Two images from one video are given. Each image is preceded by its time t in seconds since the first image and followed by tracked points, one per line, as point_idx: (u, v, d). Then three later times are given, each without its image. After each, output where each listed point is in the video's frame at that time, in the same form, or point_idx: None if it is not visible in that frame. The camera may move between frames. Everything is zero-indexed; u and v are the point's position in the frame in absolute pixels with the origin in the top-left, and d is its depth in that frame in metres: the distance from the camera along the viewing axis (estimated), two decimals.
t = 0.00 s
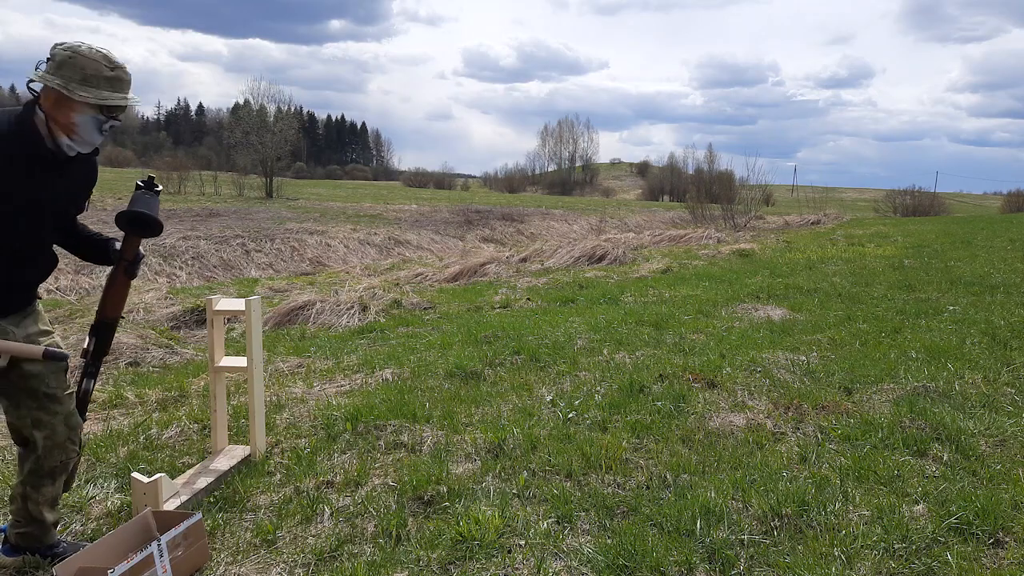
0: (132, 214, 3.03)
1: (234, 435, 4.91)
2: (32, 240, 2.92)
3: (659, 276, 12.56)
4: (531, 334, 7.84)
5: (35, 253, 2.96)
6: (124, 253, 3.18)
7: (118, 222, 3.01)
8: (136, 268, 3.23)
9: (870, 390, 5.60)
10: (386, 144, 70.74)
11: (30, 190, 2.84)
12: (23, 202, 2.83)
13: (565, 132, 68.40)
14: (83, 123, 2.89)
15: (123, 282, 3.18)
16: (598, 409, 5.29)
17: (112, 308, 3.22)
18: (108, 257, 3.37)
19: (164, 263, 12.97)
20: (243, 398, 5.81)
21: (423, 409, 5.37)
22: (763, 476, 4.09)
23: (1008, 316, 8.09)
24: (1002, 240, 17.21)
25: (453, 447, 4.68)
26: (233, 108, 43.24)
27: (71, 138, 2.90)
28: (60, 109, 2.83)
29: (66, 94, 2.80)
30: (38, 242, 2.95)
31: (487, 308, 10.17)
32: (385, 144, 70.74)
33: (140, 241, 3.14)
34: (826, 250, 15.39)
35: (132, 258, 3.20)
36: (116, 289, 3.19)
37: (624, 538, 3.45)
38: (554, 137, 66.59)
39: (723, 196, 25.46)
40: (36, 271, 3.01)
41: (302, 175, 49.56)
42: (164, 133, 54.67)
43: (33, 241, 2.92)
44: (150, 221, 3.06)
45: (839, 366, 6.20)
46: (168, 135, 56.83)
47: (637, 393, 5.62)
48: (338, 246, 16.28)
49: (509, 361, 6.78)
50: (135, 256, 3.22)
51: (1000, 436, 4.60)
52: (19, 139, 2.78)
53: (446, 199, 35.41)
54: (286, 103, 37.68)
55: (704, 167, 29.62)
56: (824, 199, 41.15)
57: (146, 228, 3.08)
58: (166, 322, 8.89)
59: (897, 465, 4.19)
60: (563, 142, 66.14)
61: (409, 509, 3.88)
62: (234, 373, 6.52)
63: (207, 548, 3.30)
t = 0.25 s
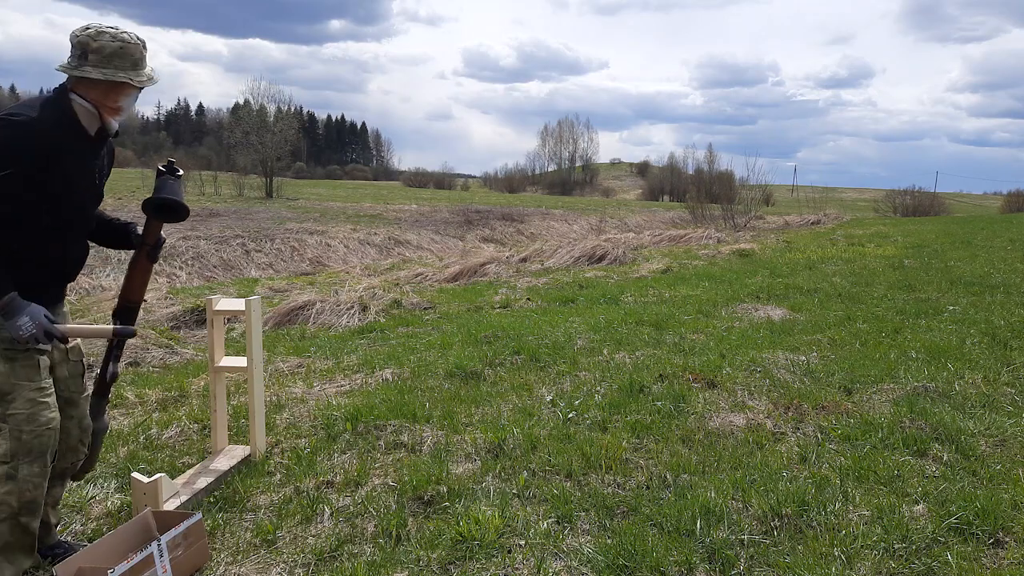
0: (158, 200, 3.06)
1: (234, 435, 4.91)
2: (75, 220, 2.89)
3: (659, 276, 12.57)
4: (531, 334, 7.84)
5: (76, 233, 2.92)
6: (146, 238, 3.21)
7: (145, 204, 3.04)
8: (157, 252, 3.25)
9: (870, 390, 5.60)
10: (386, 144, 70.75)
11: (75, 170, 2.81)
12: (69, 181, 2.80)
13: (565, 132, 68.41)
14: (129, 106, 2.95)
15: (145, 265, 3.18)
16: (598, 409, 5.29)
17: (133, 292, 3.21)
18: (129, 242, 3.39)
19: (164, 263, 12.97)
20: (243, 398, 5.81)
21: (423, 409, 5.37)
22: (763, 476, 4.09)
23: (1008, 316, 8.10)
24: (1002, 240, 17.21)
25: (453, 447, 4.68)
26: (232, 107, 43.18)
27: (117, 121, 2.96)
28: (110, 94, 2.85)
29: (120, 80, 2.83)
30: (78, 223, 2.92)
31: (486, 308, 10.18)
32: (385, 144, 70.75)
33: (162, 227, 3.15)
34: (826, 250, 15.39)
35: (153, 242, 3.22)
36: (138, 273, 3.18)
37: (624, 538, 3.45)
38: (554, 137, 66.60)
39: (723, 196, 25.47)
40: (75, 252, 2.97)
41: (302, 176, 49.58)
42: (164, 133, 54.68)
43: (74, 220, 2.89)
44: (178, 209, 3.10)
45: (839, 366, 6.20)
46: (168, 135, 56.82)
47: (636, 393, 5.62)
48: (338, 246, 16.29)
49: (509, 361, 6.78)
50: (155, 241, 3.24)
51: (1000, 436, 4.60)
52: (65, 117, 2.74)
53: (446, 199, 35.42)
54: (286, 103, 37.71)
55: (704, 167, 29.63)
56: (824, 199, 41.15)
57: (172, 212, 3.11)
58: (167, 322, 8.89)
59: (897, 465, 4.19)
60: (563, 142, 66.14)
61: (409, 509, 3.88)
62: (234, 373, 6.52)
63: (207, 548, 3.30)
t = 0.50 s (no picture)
0: (182, 215, 3.09)
1: (234, 435, 4.91)
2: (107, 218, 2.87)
3: (659, 276, 12.57)
4: (531, 334, 7.84)
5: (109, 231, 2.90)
6: (168, 238, 3.14)
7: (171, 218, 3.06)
8: (180, 253, 3.21)
9: (870, 390, 5.60)
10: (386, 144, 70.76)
11: (102, 167, 2.78)
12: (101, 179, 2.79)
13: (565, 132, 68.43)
14: (141, 101, 2.91)
15: (167, 267, 3.16)
16: (598, 409, 5.29)
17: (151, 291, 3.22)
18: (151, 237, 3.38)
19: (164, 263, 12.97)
20: (243, 398, 5.81)
21: (423, 409, 5.37)
22: (763, 476, 4.09)
23: (1008, 316, 8.09)
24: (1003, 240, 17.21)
25: (453, 447, 4.68)
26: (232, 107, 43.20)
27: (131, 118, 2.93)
28: (119, 91, 2.81)
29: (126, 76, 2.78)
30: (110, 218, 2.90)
31: (486, 308, 10.18)
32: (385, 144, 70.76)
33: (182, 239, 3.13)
34: (826, 250, 15.39)
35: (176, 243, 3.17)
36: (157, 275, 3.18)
37: (624, 538, 3.45)
38: (554, 137, 66.61)
39: (723, 196, 25.48)
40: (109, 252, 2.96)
41: (302, 176, 49.59)
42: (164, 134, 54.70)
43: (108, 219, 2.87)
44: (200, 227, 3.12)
45: (839, 366, 6.20)
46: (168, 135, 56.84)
47: (636, 393, 5.62)
48: (338, 246, 16.29)
49: (509, 361, 6.78)
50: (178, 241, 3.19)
51: (1000, 436, 4.60)
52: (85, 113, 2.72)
53: (446, 199, 35.42)
54: (286, 104, 37.72)
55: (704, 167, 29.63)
56: (824, 199, 41.14)
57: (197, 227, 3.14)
58: (166, 322, 8.89)
59: (897, 465, 4.19)
60: (563, 142, 66.16)
61: (409, 509, 3.88)
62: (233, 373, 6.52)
63: (207, 548, 3.30)
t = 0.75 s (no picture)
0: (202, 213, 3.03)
1: (234, 435, 4.91)
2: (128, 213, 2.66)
3: (659, 276, 12.57)
4: (531, 334, 7.84)
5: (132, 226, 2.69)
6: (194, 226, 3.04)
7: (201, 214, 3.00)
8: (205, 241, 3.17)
9: (870, 390, 5.60)
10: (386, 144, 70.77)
11: (109, 156, 2.55)
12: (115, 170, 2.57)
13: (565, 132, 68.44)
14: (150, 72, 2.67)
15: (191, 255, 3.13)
16: (598, 409, 5.29)
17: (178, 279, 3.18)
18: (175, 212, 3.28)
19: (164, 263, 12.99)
20: (243, 398, 5.81)
21: (423, 409, 5.37)
22: (763, 476, 4.09)
23: (1008, 316, 8.09)
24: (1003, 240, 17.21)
25: (453, 447, 4.68)
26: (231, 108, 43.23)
27: (143, 90, 2.70)
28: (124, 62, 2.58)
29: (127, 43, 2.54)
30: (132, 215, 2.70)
31: (486, 308, 10.18)
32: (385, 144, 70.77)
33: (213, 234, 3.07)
34: (827, 250, 15.38)
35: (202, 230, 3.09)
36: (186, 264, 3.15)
37: (624, 538, 3.45)
38: (554, 137, 66.62)
39: (723, 196, 25.48)
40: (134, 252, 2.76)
41: (302, 176, 49.60)
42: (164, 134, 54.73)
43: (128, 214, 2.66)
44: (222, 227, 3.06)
45: (839, 366, 6.20)
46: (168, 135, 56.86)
47: (636, 393, 5.62)
48: (338, 246, 16.29)
49: (509, 361, 6.78)
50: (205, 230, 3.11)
51: (1000, 436, 4.60)
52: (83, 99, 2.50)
53: (447, 199, 35.44)
54: (286, 104, 37.75)
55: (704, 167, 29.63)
56: (824, 199, 41.12)
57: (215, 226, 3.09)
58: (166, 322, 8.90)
59: (897, 465, 4.19)
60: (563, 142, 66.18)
61: (409, 509, 3.89)
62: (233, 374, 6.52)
63: (207, 548, 3.30)
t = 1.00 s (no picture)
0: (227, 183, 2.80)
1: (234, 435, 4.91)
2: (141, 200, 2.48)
3: (659, 276, 12.57)
4: (531, 334, 7.84)
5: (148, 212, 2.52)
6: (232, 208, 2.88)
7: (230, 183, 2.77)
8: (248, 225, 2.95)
9: (870, 390, 5.60)
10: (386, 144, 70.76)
11: (113, 131, 2.35)
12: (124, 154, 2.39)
13: (565, 132, 68.46)
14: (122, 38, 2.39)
15: (230, 240, 2.94)
16: (598, 409, 5.29)
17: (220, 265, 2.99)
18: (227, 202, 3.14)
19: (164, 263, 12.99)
20: (243, 398, 5.81)
21: (423, 409, 5.37)
22: (763, 476, 4.09)
23: (1008, 316, 8.09)
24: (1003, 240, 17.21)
25: (453, 447, 4.67)
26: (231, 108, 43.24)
27: (123, 56, 2.40)
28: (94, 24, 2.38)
29: None
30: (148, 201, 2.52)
31: (487, 309, 10.18)
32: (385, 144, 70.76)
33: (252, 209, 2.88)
34: (827, 250, 15.38)
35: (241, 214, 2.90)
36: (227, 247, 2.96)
37: (624, 538, 3.45)
38: (554, 136, 66.63)
39: (723, 196, 25.49)
40: (153, 239, 2.59)
41: (302, 176, 49.59)
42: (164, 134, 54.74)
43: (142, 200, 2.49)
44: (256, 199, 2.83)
45: (839, 366, 6.20)
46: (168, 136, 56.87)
47: (636, 393, 5.61)
48: (338, 246, 16.29)
49: (509, 361, 6.78)
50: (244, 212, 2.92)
51: (1000, 436, 4.60)
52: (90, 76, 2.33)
53: (447, 199, 35.43)
54: (286, 104, 37.77)
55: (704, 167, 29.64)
56: (824, 199, 41.13)
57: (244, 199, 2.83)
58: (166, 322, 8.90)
59: (897, 465, 4.19)
60: (563, 142, 66.24)
61: (409, 509, 3.89)
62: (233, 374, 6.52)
63: (207, 548, 3.30)
